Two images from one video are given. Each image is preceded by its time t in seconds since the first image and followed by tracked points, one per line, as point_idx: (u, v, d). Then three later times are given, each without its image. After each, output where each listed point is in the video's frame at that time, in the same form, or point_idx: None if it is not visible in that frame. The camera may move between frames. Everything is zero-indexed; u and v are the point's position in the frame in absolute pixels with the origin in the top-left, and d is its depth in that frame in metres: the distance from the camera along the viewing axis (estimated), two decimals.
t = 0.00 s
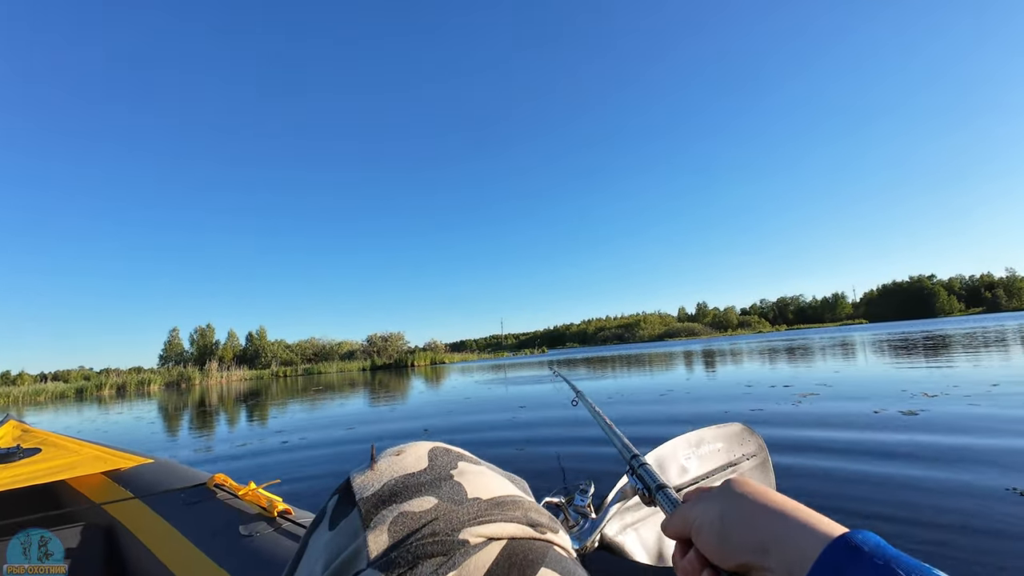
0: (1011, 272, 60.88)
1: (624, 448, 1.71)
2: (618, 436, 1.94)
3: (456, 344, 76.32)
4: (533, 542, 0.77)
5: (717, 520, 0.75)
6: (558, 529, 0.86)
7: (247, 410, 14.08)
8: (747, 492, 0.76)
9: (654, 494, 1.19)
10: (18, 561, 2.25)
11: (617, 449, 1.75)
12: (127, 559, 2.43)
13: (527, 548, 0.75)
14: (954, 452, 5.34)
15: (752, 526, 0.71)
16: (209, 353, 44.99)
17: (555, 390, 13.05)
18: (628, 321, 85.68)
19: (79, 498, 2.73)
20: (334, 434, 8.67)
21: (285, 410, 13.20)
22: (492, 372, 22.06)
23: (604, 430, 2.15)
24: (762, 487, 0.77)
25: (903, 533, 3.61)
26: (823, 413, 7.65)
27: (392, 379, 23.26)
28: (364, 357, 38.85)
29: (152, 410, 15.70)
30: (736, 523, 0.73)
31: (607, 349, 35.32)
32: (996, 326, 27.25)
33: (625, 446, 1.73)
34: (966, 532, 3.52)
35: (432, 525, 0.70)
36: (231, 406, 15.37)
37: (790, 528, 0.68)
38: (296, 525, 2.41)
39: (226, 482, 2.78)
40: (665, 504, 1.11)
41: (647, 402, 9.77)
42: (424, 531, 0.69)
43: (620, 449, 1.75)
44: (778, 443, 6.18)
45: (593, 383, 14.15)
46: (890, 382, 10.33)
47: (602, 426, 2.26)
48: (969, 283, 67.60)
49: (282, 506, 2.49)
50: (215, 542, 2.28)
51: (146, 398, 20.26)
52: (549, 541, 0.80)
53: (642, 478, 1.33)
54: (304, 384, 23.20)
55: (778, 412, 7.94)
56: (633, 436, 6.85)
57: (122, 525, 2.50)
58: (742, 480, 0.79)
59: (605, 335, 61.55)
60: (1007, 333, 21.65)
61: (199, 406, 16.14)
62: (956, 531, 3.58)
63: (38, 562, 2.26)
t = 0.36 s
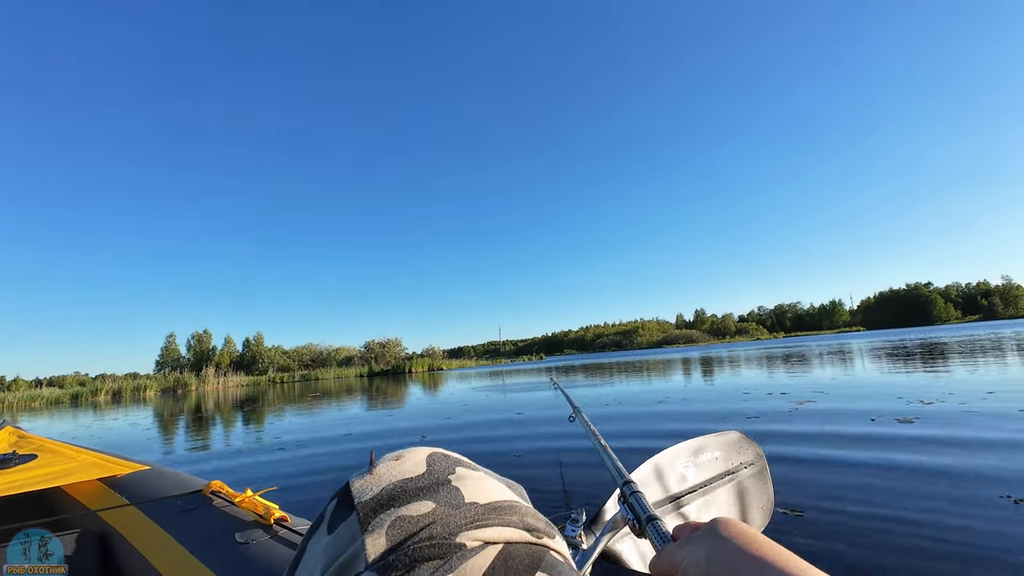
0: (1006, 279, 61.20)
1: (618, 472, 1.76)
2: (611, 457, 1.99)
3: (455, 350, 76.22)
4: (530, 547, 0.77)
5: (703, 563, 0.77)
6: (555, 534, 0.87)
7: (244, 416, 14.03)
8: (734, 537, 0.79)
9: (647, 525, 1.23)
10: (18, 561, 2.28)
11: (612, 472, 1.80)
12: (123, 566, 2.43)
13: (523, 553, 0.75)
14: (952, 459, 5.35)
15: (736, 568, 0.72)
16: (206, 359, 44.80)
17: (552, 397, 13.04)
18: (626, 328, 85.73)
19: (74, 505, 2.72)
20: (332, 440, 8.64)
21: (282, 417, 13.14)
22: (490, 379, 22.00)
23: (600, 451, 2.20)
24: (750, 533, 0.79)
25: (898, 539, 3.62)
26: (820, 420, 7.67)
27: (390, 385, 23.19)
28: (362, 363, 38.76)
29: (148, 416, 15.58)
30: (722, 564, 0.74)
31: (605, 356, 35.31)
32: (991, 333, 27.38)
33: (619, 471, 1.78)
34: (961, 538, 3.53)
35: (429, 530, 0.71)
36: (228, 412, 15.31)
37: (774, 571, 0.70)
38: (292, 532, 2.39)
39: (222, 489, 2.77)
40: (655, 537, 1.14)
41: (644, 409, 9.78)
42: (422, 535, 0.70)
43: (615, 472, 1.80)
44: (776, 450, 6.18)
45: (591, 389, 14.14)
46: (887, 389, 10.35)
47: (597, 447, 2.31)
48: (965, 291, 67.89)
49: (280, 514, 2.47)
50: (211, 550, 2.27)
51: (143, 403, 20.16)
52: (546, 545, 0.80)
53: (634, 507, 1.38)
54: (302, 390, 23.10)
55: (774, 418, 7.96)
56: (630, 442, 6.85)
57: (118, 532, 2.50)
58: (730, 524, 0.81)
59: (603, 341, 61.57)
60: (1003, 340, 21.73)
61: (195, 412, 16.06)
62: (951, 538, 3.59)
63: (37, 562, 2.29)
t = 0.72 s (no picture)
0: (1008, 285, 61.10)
1: (614, 490, 1.79)
2: (608, 473, 2.02)
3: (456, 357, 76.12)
4: (511, 550, 0.79)
5: None
6: (538, 538, 0.88)
7: (244, 423, 14.02)
8: (722, 558, 0.83)
9: (640, 546, 1.27)
10: (18, 561, 2.28)
11: (608, 490, 1.82)
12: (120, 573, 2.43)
13: (504, 556, 0.77)
14: (950, 464, 5.36)
15: None
16: (207, 365, 44.81)
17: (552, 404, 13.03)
18: (627, 335, 85.51)
19: (72, 513, 2.74)
20: (331, 447, 8.63)
21: (282, 423, 13.12)
22: (491, 386, 21.99)
23: (597, 468, 2.23)
24: (734, 558, 0.83)
25: (896, 543, 3.60)
26: (819, 426, 7.65)
27: (391, 392, 23.20)
28: (363, 370, 38.72)
29: (148, 423, 15.56)
30: None
31: (606, 362, 35.24)
32: (993, 339, 27.28)
33: (615, 488, 1.81)
34: (959, 541, 3.52)
35: (413, 533, 0.72)
36: (229, 420, 15.30)
37: None
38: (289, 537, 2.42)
39: (220, 495, 2.80)
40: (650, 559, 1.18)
41: (643, 415, 9.76)
42: (407, 538, 0.71)
43: (610, 490, 1.82)
44: (774, 456, 6.18)
45: (591, 396, 14.11)
46: (887, 395, 10.34)
47: (595, 464, 2.33)
48: (967, 297, 67.77)
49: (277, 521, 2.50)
50: (209, 555, 2.29)
51: (143, 410, 20.13)
52: (527, 548, 0.82)
53: (628, 529, 1.42)
54: (303, 397, 23.08)
55: (774, 425, 7.93)
56: (629, 449, 6.83)
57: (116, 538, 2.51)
58: (718, 549, 0.86)
59: (603, 348, 61.43)
60: (1004, 346, 21.65)
61: (196, 419, 16.07)
62: (949, 542, 3.58)
63: (38, 561, 2.28)
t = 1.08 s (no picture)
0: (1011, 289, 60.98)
1: (617, 505, 1.77)
2: (611, 488, 2.00)
3: (457, 361, 76.07)
4: (525, 560, 0.77)
5: None
6: (550, 547, 0.87)
7: (245, 428, 14.01)
8: None
9: (644, 563, 1.25)
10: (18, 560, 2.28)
11: (611, 505, 1.80)
12: None
13: (517, 565, 0.75)
14: (956, 468, 5.32)
15: None
16: (208, 370, 44.82)
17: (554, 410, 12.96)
18: (629, 339, 85.37)
19: (70, 519, 2.72)
20: (333, 452, 8.60)
21: (283, 429, 13.06)
22: (492, 390, 21.94)
23: (599, 482, 2.21)
24: None
25: (905, 548, 3.56)
26: (823, 431, 7.60)
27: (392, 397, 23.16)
28: (364, 376, 38.67)
29: (150, 428, 15.55)
30: None
31: (608, 368, 35.15)
32: (997, 343, 27.18)
33: (617, 504, 1.79)
34: (965, 547, 3.50)
35: (424, 542, 0.71)
36: (231, 424, 15.30)
37: None
38: (290, 544, 2.41)
39: (219, 502, 2.78)
40: None
41: (645, 420, 9.70)
42: (418, 546, 0.70)
43: (614, 505, 1.80)
44: (778, 460, 6.15)
45: (593, 401, 14.05)
46: (891, 399, 10.29)
47: (597, 478, 2.32)
48: (969, 300, 67.65)
49: (278, 528, 2.48)
50: (208, 562, 2.28)
51: (144, 415, 20.07)
52: (539, 558, 0.80)
53: (632, 546, 1.39)
54: (304, 402, 23.06)
55: (778, 429, 7.88)
56: (632, 454, 6.78)
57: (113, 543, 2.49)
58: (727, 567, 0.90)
59: (605, 352, 61.28)
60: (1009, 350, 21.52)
61: (198, 424, 16.08)
62: (957, 547, 3.54)
63: (38, 561, 2.28)
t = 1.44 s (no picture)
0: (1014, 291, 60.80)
1: (614, 510, 1.76)
2: (607, 493, 2.00)
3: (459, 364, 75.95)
4: (529, 564, 0.76)
5: None
6: (555, 552, 0.86)
7: (247, 432, 14.02)
8: None
9: (642, 567, 1.25)
10: (19, 561, 2.26)
11: (607, 509, 1.80)
12: None
13: (522, 569, 0.74)
14: (960, 471, 5.29)
15: None
16: (211, 374, 44.86)
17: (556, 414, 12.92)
18: (631, 342, 85.24)
19: (66, 524, 2.70)
20: (335, 456, 8.58)
21: (285, 433, 13.05)
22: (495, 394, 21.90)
23: (594, 487, 2.21)
24: None
25: (910, 553, 3.54)
26: (826, 433, 7.56)
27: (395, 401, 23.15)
28: (367, 379, 38.64)
29: (152, 433, 15.56)
30: None
31: (611, 372, 35.04)
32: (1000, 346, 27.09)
33: (613, 508, 1.78)
34: (967, 553, 3.48)
35: (426, 549, 0.70)
36: (233, 429, 15.30)
37: None
38: (289, 549, 2.41)
39: (218, 508, 2.78)
40: None
41: (648, 424, 9.67)
42: (421, 554, 0.69)
43: (610, 510, 1.79)
44: (781, 463, 6.12)
45: (595, 404, 14.01)
46: (895, 402, 10.23)
47: (592, 482, 2.31)
48: (973, 301, 67.43)
49: (277, 533, 2.48)
50: (208, 568, 2.27)
51: (146, 419, 20.07)
52: (544, 563, 0.79)
53: (629, 551, 1.38)
54: (307, 406, 23.08)
55: (781, 432, 7.84)
56: (635, 457, 6.75)
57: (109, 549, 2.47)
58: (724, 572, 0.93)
59: (607, 356, 61.21)
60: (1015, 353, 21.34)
61: (201, 428, 16.11)
62: (963, 552, 3.51)
63: (37, 562, 2.26)
